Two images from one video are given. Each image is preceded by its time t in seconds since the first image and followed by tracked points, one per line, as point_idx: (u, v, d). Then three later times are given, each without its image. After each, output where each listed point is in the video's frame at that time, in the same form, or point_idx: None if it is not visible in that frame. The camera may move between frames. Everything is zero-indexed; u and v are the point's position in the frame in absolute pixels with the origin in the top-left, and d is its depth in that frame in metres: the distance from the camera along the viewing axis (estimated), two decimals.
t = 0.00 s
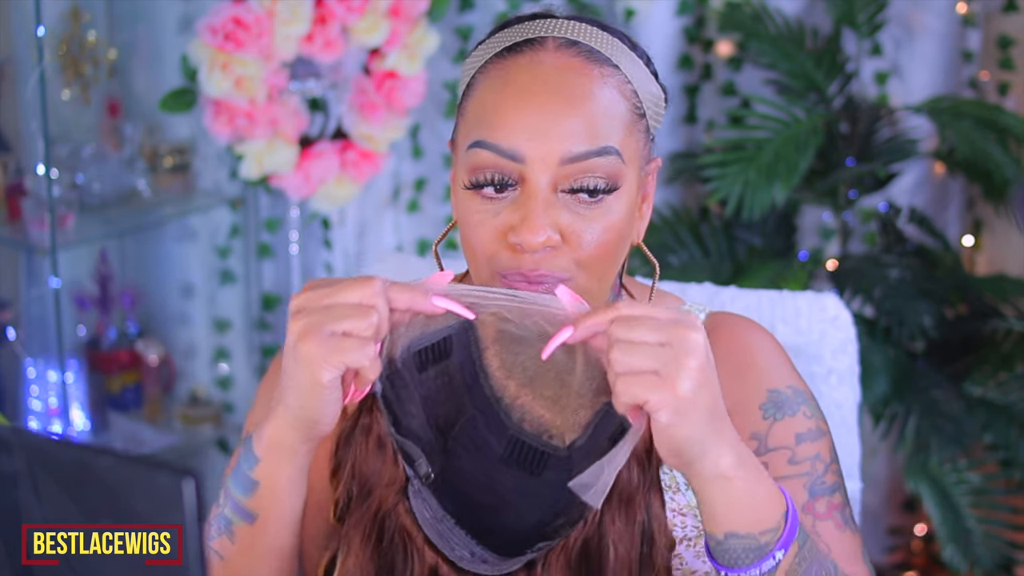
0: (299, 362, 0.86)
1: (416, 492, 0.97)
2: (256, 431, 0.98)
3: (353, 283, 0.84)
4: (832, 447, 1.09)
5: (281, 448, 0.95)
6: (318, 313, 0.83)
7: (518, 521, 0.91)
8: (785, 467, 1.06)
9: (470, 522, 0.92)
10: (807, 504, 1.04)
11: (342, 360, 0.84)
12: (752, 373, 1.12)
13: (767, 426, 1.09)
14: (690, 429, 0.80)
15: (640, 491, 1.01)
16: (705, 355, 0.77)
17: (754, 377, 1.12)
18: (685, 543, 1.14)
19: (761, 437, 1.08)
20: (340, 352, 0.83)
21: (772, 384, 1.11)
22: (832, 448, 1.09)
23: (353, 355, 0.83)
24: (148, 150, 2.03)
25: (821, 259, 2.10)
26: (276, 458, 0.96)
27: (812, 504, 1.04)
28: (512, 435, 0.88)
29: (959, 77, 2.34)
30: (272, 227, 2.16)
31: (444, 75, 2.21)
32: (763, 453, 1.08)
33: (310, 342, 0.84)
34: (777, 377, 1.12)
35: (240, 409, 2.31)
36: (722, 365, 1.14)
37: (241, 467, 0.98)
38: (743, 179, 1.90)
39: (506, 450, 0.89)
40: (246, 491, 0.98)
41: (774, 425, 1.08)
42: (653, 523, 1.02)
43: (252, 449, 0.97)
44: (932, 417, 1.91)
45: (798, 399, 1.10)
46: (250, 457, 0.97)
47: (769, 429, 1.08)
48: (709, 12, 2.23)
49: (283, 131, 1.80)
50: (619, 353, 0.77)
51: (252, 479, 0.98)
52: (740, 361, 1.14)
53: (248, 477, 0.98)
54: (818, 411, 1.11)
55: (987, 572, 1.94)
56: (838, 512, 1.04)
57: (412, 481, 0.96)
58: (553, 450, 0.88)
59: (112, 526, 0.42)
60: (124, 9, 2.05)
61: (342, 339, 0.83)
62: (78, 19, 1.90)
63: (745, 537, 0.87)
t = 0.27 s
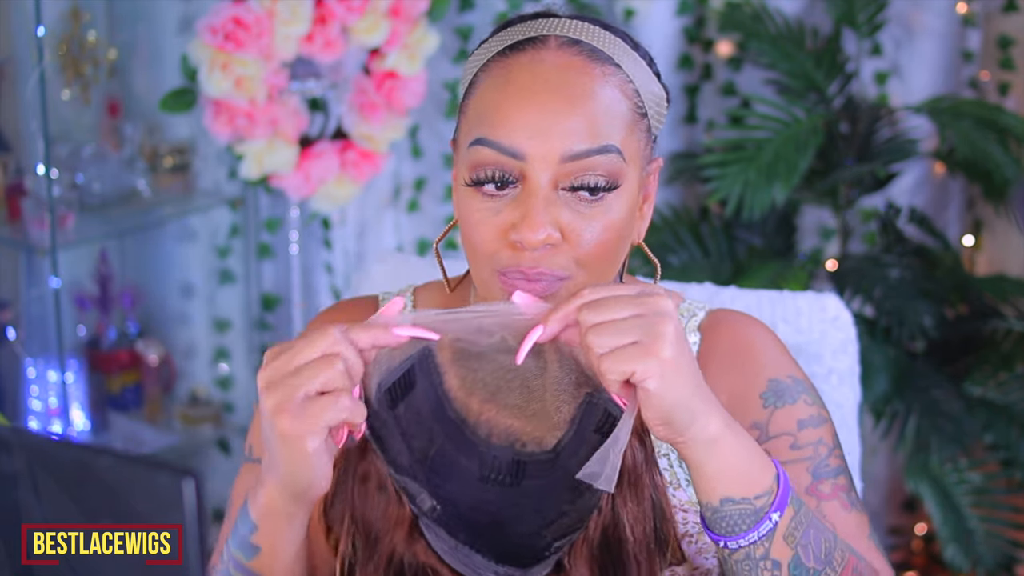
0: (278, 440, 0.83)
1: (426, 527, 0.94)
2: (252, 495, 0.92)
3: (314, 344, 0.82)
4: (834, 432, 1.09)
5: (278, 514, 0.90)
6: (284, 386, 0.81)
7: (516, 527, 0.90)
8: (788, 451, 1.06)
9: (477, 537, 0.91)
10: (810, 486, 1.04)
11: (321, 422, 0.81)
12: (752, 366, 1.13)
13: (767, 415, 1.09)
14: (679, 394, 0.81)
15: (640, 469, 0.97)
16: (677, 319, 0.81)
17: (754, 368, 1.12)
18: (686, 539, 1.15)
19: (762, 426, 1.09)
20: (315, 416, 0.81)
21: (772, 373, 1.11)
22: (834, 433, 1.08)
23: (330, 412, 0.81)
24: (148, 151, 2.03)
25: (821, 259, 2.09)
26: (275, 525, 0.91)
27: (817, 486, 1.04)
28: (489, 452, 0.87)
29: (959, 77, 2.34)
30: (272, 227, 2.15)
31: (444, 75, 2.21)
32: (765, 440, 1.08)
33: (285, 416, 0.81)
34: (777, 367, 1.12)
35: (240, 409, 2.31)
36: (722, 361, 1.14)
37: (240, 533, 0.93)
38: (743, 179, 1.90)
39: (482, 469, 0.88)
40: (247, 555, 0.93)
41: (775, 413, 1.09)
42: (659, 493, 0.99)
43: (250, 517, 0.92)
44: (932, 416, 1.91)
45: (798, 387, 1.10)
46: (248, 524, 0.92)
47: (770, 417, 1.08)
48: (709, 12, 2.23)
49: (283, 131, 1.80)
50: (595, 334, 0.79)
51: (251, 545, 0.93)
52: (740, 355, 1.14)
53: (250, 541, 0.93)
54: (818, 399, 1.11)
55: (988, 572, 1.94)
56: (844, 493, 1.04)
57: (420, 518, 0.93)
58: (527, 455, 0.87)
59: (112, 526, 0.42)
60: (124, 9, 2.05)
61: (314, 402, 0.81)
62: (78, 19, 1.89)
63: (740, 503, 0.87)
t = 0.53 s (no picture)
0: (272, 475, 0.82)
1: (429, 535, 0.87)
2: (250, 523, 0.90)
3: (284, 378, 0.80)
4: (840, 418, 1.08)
5: (280, 544, 0.88)
6: (268, 422, 0.80)
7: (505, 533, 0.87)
8: (795, 437, 1.05)
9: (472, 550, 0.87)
10: (819, 469, 1.03)
11: (314, 451, 0.80)
12: (753, 360, 1.13)
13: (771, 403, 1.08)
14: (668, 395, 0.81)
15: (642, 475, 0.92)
16: (646, 326, 0.80)
17: (756, 361, 1.12)
18: (688, 536, 1.14)
19: (768, 415, 1.08)
20: (307, 446, 0.80)
21: (773, 364, 1.11)
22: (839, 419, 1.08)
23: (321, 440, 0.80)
24: (148, 151, 2.03)
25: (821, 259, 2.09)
26: (276, 554, 0.89)
27: (826, 469, 1.03)
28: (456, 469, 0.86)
29: (959, 77, 2.34)
30: (272, 227, 2.16)
31: (444, 76, 2.21)
32: (771, 429, 1.07)
33: (281, 451, 0.81)
34: (779, 358, 1.12)
35: (239, 409, 2.31)
36: (723, 358, 1.15)
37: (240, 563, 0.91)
38: (743, 179, 1.90)
39: (452, 487, 0.87)
40: None
41: (779, 401, 1.08)
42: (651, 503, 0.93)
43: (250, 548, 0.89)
44: (933, 417, 1.91)
45: (800, 375, 1.10)
46: (248, 555, 0.90)
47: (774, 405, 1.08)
48: (709, 12, 2.24)
49: (283, 131, 1.80)
50: (564, 353, 0.79)
51: None
52: (740, 351, 1.14)
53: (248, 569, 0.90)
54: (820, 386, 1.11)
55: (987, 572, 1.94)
56: (853, 475, 1.04)
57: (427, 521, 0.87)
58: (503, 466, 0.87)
59: (112, 526, 0.42)
60: (124, 9, 2.05)
61: (298, 438, 0.80)
62: (78, 19, 1.89)
63: (737, 488, 0.87)
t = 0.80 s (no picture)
0: (279, 487, 0.82)
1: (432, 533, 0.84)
2: (255, 534, 0.90)
3: (300, 388, 0.79)
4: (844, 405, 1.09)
5: (288, 557, 0.88)
6: (278, 441, 0.80)
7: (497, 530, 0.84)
8: (801, 426, 1.05)
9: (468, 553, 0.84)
10: (828, 456, 1.03)
11: (325, 468, 0.80)
12: (753, 356, 1.13)
13: (775, 395, 1.09)
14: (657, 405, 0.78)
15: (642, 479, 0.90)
16: (627, 347, 0.75)
17: (757, 355, 1.13)
18: (691, 535, 1.13)
19: (772, 407, 1.08)
20: (318, 463, 0.80)
21: (774, 356, 1.12)
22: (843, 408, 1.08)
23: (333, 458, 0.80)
24: (148, 151, 2.03)
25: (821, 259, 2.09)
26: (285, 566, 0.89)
27: (834, 456, 1.03)
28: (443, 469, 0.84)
29: (959, 77, 2.34)
30: (272, 227, 2.16)
31: (444, 76, 2.21)
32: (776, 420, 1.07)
33: (288, 467, 0.80)
34: (780, 351, 1.12)
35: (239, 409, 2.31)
36: (724, 356, 1.15)
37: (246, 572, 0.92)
38: (743, 179, 1.90)
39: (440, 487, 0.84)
40: None
41: (782, 393, 1.08)
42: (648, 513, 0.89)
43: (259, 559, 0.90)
44: (932, 417, 1.92)
45: (802, 367, 1.10)
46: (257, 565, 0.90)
47: (778, 397, 1.08)
48: (709, 12, 2.24)
49: (283, 131, 1.80)
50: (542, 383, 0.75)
51: None
52: (741, 348, 1.14)
53: None
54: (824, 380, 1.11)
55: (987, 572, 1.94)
56: (862, 461, 1.03)
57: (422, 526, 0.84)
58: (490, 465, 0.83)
59: (112, 526, 0.42)
60: (124, 9, 2.05)
61: (315, 448, 0.80)
62: (78, 19, 1.90)
63: (742, 481, 0.85)
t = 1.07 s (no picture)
0: (281, 450, 0.83)
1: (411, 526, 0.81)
2: (254, 504, 0.92)
3: (318, 357, 0.83)
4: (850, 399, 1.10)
5: (278, 525, 0.90)
6: (291, 401, 0.82)
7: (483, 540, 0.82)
8: (813, 422, 1.06)
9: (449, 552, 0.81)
10: (843, 451, 1.04)
11: (326, 438, 0.82)
12: (756, 355, 1.13)
13: (784, 392, 1.09)
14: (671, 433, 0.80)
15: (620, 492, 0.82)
16: (631, 388, 0.78)
17: (761, 352, 1.13)
18: (692, 536, 1.12)
19: (783, 401, 1.09)
20: (322, 431, 0.82)
21: (777, 355, 1.12)
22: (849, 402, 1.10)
23: (339, 429, 0.82)
24: (148, 150, 2.03)
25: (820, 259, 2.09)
26: (273, 532, 0.90)
27: (849, 450, 1.04)
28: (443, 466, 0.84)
29: (959, 77, 2.34)
30: (272, 227, 2.16)
31: (444, 75, 2.22)
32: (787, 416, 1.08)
33: (293, 429, 0.82)
34: (781, 350, 1.13)
35: (239, 409, 2.31)
36: (725, 356, 1.14)
37: (241, 539, 0.93)
38: (743, 179, 1.90)
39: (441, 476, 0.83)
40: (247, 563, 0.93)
41: (791, 388, 1.09)
42: (637, 535, 0.82)
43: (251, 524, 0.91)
44: (933, 416, 1.93)
45: (807, 363, 1.11)
46: (248, 531, 0.92)
47: (787, 394, 1.09)
48: (709, 12, 2.24)
49: (283, 131, 1.80)
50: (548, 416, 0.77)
51: (251, 551, 0.92)
52: (743, 348, 1.14)
53: (249, 550, 0.93)
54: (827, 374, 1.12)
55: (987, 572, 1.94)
56: (877, 454, 1.05)
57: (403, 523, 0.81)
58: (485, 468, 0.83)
59: (112, 526, 0.42)
60: (124, 9, 2.05)
61: (323, 416, 0.82)
62: (78, 19, 1.90)
63: (770, 491, 0.86)
